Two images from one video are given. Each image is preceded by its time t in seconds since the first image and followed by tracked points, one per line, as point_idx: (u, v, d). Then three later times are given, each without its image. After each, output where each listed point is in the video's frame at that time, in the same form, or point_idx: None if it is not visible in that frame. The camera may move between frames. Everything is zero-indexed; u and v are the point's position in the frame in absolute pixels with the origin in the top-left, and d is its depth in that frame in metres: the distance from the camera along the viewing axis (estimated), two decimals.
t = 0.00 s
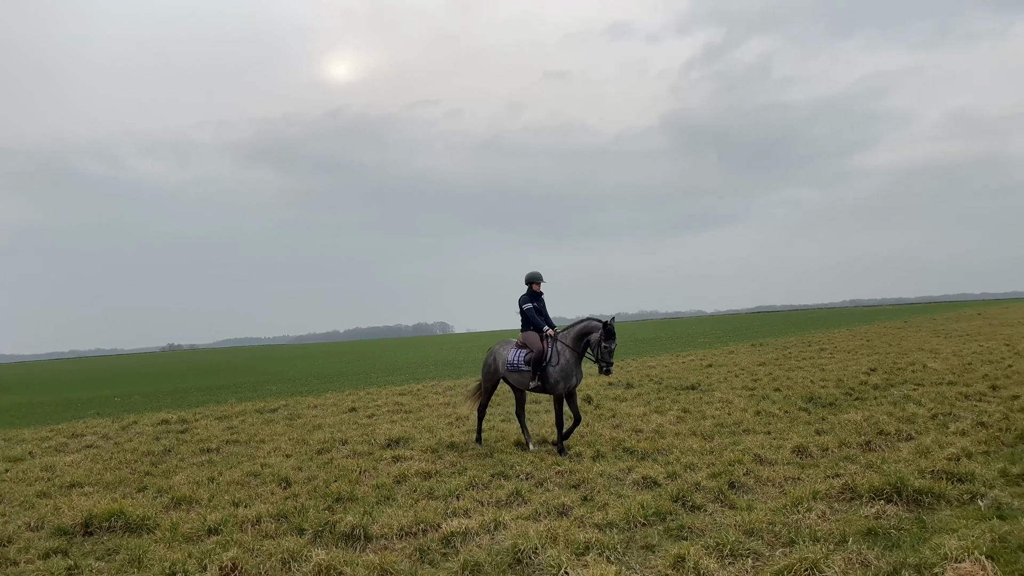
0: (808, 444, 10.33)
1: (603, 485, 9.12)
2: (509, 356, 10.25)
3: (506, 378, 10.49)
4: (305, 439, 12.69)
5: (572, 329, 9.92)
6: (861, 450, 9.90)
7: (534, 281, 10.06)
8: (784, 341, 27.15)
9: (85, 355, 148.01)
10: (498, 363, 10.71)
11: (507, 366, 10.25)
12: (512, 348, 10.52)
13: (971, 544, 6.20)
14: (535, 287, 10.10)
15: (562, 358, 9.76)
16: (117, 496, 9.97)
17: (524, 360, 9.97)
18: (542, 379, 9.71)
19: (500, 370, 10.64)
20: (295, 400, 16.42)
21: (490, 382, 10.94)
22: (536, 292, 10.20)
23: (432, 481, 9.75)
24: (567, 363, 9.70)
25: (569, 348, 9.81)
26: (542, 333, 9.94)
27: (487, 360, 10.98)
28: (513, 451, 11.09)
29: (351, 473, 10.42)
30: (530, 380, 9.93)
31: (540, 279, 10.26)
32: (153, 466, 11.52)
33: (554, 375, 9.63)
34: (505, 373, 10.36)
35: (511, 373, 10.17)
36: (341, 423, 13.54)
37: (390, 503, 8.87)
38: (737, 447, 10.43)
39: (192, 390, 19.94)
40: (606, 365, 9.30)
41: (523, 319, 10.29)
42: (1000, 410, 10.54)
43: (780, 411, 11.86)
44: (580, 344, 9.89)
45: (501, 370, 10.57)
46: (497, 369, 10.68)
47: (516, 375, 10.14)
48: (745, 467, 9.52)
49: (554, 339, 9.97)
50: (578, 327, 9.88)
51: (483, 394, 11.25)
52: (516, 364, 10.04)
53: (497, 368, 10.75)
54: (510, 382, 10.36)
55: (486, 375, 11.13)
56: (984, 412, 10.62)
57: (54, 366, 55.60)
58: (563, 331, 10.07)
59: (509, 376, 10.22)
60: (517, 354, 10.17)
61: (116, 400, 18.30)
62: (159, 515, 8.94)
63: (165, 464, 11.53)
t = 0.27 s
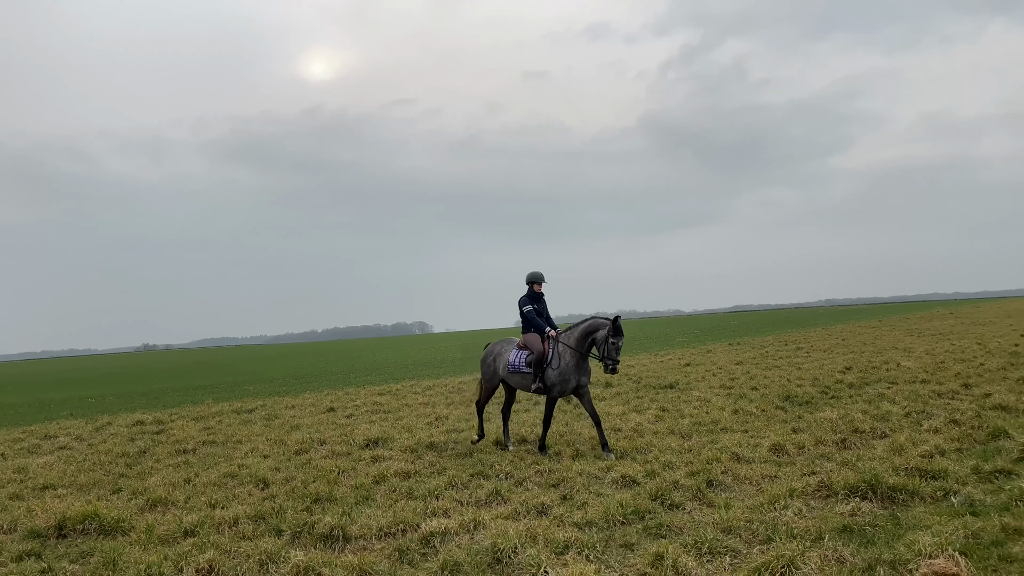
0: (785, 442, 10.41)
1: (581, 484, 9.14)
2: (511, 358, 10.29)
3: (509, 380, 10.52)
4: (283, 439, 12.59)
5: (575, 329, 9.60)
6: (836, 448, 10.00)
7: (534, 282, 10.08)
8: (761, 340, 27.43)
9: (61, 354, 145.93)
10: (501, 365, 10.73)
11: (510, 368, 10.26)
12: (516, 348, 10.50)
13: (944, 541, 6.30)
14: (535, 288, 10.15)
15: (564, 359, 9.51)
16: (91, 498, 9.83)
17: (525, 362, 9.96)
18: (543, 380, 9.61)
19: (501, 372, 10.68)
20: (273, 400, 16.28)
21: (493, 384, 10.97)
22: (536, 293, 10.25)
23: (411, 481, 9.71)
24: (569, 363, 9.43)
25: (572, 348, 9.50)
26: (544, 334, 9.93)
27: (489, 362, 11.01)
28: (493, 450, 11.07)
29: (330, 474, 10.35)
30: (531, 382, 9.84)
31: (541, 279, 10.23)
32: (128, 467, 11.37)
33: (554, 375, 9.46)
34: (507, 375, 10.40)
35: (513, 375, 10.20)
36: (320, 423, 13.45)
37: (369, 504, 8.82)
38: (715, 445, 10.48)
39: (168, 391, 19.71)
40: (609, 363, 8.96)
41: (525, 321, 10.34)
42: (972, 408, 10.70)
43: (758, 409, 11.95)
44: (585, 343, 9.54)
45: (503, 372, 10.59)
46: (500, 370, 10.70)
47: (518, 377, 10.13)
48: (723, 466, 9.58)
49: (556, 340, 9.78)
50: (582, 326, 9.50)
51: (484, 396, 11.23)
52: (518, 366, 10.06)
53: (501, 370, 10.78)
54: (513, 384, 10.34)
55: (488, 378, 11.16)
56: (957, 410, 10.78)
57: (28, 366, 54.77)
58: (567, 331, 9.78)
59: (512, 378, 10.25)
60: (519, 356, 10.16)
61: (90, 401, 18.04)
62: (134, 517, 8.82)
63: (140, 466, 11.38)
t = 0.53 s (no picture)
0: (765, 441, 10.47)
1: (563, 483, 9.14)
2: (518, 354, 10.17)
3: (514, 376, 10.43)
4: (263, 440, 12.50)
5: (586, 329, 9.63)
6: (816, 447, 10.09)
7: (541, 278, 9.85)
8: (740, 339, 27.69)
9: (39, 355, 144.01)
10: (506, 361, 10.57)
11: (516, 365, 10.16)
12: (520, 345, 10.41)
13: (921, 538, 6.38)
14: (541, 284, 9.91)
15: (575, 359, 9.53)
16: (67, 501, 9.70)
17: (532, 359, 9.89)
18: (551, 380, 9.58)
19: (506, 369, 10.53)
20: (253, 401, 16.16)
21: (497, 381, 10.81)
22: (542, 289, 10.03)
23: (392, 482, 9.66)
24: (580, 364, 9.46)
25: (583, 348, 9.54)
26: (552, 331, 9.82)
27: (493, 359, 10.80)
28: (474, 451, 11.05)
29: (311, 475, 10.29)
30: (538, 380, 9.79)
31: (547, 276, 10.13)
32: (105, 470, 11.24)
33: (565, 376, 9.45)
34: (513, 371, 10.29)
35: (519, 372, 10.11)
36: (301, 424, 13.37)
37: (350, 505, 8.77)
38: (696, 444, 10.53)
39: (146, 392, 19.49)
40: (620, 368, 9.05)
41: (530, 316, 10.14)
42: (948, 406, 10.84)
43: (738, 408, 12.03)
44: (596, 343, 9.61)
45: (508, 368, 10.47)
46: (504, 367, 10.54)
47: (524, 374, 10.05)
48: (704, 464, 9.65)
49: (565, 338, 9.77)
50: (593, 327, 9.57)
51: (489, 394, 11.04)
52: (525, 364, 9.97)
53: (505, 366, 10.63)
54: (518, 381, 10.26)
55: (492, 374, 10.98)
56: (933, 408, 10.91)
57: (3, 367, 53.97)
58: (577, 330, 9.79)
59: (518, 375, 10.16)
60: (525, 353, 10.07)
61: (66, 402, 17.80)
62: (111, 520, 8.71)
63: (118, 468, 11.25)
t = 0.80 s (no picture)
0: (733, 440, 10.56)
1: (534, 483, 9.13)
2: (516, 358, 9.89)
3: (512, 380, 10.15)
4: (231, 442, 12.36)
5: (587, 329, 9.65)
6: (783, 445, 10.21)
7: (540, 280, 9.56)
8: (709, 339, 28.07)
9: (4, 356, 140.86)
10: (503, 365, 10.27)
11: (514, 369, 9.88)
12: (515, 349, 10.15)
13: (886, 534, 6.46)
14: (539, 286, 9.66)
15: (578, 359, 9.51)
16: (27, 506, 9.51)
17: (533, 361, 9.67)
18: (556, 382, 9.43)
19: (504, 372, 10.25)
20: (221, 403, 15.95)
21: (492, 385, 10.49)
22: (540, 290, 9.78)
23: (363, 484, 9.59)
24: (584, 364, 9.43)
25: (586, 348, 9.55)
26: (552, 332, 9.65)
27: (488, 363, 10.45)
28: (446, 451, 11.03)
29: (280, 477, 10.19)
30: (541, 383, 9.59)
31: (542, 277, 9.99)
32: (68, 473, 11.02)
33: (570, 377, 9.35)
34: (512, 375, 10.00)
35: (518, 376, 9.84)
36: (270, 425, 13.24)
37: (320, 507, 8.68)
38: (666, 443, 10.58)
39: (112, 393, 19.17)
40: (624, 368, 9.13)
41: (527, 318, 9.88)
42: (911, 405, 11.04)
43: (707, 407, 12.15)
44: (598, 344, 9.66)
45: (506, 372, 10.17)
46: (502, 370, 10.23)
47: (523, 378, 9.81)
48: (673, 463, 9.69)
49: (565, 338, 9.72)
50: (594, 327, 9.59)
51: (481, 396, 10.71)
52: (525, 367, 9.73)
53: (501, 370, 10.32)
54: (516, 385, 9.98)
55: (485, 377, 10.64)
56: (897, 406, 11.11)
57: None
58: (576, 330, 9.79)
59: (518, 379, 9.89)
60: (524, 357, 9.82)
61: (28, 404, 17.43)
62: (74, 525, 8.54)
63: (81, 472, 11.05)
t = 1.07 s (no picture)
0: (692, 426, 10.94)
1: (511, 467, 9.44)
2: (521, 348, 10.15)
3: (517, 371, 10.33)
4: (230, 430, 13.32)
5: (590, 322, 9.91)
6: (737, 430, 10.63)
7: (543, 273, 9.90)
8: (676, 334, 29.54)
9: None
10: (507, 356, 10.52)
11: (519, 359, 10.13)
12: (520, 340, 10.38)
13: (828, 507, 5.19)
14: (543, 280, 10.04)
15: (582, 350, 9.77)
16: (44, 488, 10.43)
17: (539, 352, 9.95)
18: (560, 370, 9.67)
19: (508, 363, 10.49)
20: (219, 394, 16.89)
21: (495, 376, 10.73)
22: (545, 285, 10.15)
23: (354, 467, 10.55)
24: (588, 355, 9.67)
25: (590, 340, 9.81)
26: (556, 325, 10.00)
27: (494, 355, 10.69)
28: (430, 437, 12.04)
29: (277, 462, 11.17)
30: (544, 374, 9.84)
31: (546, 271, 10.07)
32: (79, 460, 11.93)
33: (575, 365, 9.58)
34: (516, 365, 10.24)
35: (523, 365, 10.06)
36: (266, 415, 14.22)
37: (315, 488, 9.48)
38: (630, 429, 11.24)
39: (110, 386, 20.04)
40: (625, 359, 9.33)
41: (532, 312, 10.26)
42: (850, 391, 12.20)
43: (668, 396, 13.31)
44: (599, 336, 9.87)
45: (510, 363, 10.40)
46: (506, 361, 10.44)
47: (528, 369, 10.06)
48: (639, 446, 9.56)
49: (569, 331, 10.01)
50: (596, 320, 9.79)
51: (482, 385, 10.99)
52: (530, 357, 9.97)
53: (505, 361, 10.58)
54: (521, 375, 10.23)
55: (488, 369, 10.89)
56: (838, 393, 12.26)
57: None
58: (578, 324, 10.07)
59: (522, 369, 10.12)
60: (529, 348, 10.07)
61: (31, 396, 18.27)
62: (91, 505, 9.41)
63: (91, 458, 11.96)
